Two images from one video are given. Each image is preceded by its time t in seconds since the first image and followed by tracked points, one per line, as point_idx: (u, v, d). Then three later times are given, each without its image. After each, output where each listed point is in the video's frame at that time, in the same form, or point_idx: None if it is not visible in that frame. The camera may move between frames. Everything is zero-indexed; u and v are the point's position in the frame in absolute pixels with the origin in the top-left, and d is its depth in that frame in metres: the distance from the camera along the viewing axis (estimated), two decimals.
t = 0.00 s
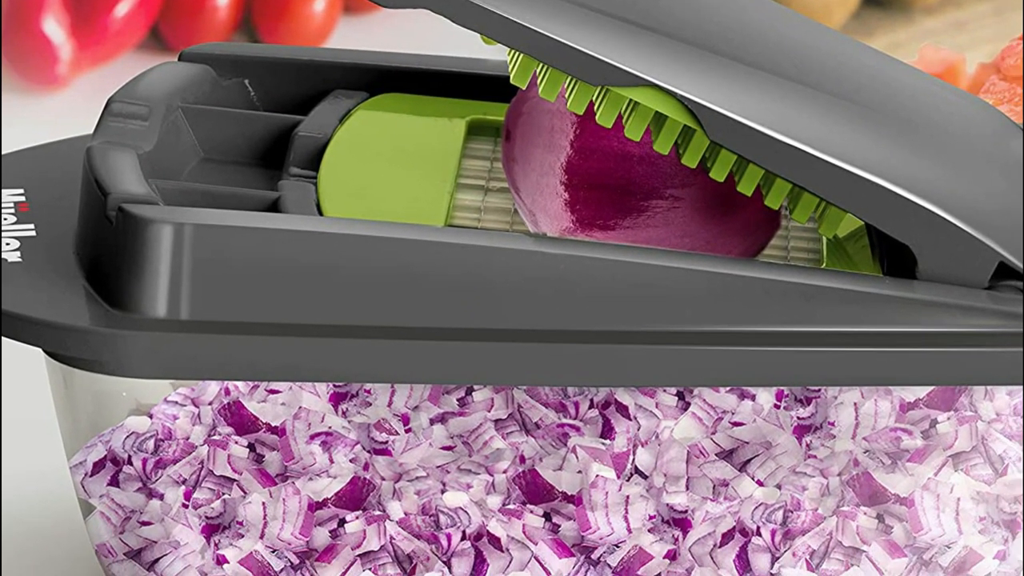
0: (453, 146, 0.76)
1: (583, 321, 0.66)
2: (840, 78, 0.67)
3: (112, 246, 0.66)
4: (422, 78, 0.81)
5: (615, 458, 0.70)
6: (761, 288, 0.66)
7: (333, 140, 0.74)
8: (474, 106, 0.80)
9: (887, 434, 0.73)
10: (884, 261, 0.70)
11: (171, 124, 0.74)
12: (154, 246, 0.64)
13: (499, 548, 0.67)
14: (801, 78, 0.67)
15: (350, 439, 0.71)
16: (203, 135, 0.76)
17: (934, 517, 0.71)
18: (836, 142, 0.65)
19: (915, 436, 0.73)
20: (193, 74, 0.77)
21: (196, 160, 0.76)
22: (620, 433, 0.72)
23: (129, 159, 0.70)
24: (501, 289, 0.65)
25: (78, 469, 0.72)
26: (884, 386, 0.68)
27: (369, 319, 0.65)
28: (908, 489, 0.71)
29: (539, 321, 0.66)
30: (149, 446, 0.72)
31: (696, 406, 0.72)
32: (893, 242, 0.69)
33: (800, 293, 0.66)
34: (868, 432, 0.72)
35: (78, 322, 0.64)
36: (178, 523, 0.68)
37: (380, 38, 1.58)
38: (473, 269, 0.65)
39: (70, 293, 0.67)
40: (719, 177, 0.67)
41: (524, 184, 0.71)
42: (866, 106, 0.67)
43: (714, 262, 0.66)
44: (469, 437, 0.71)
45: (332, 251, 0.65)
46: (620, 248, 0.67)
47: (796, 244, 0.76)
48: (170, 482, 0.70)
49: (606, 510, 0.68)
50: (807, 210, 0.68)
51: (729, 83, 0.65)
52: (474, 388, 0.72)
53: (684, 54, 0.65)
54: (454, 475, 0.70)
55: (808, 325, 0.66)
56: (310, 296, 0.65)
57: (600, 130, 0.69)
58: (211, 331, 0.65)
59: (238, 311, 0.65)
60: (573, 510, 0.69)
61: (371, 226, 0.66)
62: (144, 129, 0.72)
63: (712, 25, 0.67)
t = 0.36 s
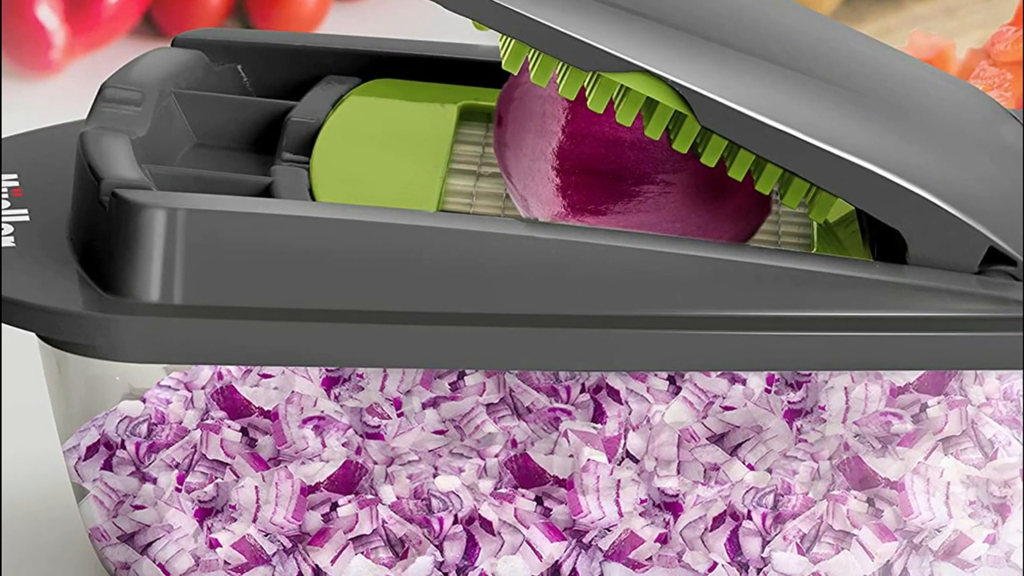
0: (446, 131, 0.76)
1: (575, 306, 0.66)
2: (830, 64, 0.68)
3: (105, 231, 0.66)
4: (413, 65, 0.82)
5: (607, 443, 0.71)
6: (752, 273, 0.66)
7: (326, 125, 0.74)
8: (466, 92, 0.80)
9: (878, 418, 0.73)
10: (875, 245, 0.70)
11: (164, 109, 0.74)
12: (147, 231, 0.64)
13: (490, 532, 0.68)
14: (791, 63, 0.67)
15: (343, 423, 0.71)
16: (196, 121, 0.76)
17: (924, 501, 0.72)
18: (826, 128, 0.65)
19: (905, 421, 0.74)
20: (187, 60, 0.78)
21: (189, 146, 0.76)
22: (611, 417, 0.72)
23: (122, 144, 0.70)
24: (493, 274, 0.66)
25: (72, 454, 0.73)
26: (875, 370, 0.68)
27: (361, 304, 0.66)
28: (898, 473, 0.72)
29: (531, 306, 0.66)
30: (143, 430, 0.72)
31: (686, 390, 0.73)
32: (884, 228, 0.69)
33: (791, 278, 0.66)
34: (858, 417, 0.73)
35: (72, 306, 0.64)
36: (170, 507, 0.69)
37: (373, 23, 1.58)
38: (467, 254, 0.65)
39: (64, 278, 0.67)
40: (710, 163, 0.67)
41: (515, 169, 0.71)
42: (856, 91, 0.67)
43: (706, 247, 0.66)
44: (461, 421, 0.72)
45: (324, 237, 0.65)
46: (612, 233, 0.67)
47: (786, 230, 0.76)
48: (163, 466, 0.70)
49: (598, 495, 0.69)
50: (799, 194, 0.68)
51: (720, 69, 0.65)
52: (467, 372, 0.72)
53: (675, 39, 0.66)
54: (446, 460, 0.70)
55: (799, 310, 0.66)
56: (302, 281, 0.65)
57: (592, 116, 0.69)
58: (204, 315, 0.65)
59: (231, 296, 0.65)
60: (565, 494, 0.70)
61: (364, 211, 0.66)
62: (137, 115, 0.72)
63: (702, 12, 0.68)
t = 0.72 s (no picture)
0: (439, 115, 0.76)
1: (567, 291, 0.66)
2: (820, 51, 0.69)
3: (98, 215, 0.66)
4: (404, 50, 0.83)
5: (598, 426, 0.72)
6: (743, 258, 0.66)
7: (318, 112, 0.74)
8: (458, 78, 0.81)
9: (867, 402, 0.73)
10: (865, 231, 0.71)
11: (157, 94, 0.74)
12: (140, 216, 0.65)
13: (482, 516, 0.69)
14: (781, 49, 0.68)
15: (335, 408, 0.71)
16: (189, 106, 0.77)
17: (914, 485, 0.72)
18: (816, 113, 0.65)
19: (895, 405, 0.73)
20: (180, 45, 0.78)
21: (182, 131, 0.77)
22: (602, 402, 0.73)
23: (115, 130, 0.70)
24: (485, 258, 0.66)
25: (65, 438, 0.73)
26: (865, 355, 0.68)
27: (353, 289, 0.66)
28: (888, 457, 0.72)
29: (523, 291, 0.66)
30: (136, 414, 0.72)
31: (677, 373, 0.73)
32: (875, 214, 0.70)
33: (782, 263, 0.66)
34: (847, 401, 0.73)
35: (65, 291, 0.64)
36: (164, 491, 0.70)
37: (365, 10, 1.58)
38: (459, 239, 0.66)
39: (58, 264, 0.67)
40: (701, 148, 0.68)
41: (507, 154, 0.72)
42: (845, 77, 0.68)
43: (697, 233, 0.67)
44: (452, 406, 0.72)
45: (317, 222, 0.65)
46: (604, 218, 0.67)
47: (777, 215, 0.77)
48: (156, 450, 0.70)
49: (589, 479, 0.70)
50: (788, 180, 0.69)
51: (710, 54, 0.66)
52: (459, 356, 0.73)
53: (666, 25, 0.66)
54: (438, 444, 0.71)
55: (790, 295, 0.66)
56: (295, 266, 0.66)
57: (583, 102, 0.70)
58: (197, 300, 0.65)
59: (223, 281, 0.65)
60: (556, 478, 0.70)
61: (356, 195, 0.67)
62: (131, 100, 0.73)
63: None
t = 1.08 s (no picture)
0: (429, 103, 0.77)
1: (558, 276, 0.66)
2: (810, 37, 0.69)
3: (92, 200, 0.66)
4: (397, 36, 0.83)
5: (590, 411, 0.72)
6: (734, 243, 0.66)
7: (311, 98, 0.75)
8: (452, 64, 0.81)
9: (858, 387, 0.74)
10: (856, 216, 0.71)
11: (150, 80, 0.75)
12: (134, 201, 0.65)
13: (474, 499, 0.70)
14: (771, 35, 0.68)
15: (327, 392, 0.72)
16: (183, 92, 0.77)
17: (904, 470, 0.72)
18: (806, 98, 0.66)
19: (885, 390, 0.74)
20: (173, 31, 0.79)
21: (175, 116, 0.77)
22: (594, 386, 0.73)
23: (109, 116, 0.70)
24: (476, 243, 0.66)
25: (58, 423, 0.73)
26: (854, 340, 0.68)
27: (345, 275, 0.66)
28: (879, 442, 0.73)
29: (515, 276, 0.66)
30: (129, 399, 0.72)
31: (669, 359, 0.73)
32: (866, 199, 0.70)
33: (773, 249, 0.66)
34: (839, 385, 0.74)
35: (58, 276, 0.65)
36: (157, 476, 0.70)
37: None
38: (450, 225, 0.66)
39: (51, 249, 0.67)
40: (691, 133, 0.68)
41: (498, 140, 0.72)
42: (835, 62, 0.68)
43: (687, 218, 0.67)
44: (445, 390, 0.72)
45: (309, 207, 0.66)
46: (594, 203, 0.67)
47: (769, 200, 0.78)
48: (149, 434, 0.71)
49: (581, 463, 0.70)
50: (780, 165, 0.69)
51: (701, 40, 0.66)
52: (451, 340, 0.73)
53: (657, 11, 0.66)
54: (430, 428, 0.71)
55: (780, 279, 0.67)
56: (287, 251, 0.66)
57: (574, 88, 0.70)
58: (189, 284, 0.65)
59: (215, 266, 0.66)
60: (548, 462, 0.71)
61: (348, 180, 0.67)
62: (124, 86, 0.73)
63: None
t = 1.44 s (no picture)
0: (420, 89, 0.77)
1: (550, 261, 0.67)
2: (801, 23, 0.69)
3: (85, 185, 0.67)
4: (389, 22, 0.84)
5: (581, 396, 0.72)
6: (725, 229, 0.67)
7: (303, 82, 0.75)
8: (442, 49, 0.82)
9: (849, 371, 0.74)
10: (846, 201, 0.71)
11: (144, 66, 0.75)
12: (127, 186, 0.65)
13: (466, 484, 0.70)
14: (762, 21, 0.68)
15: (320, 376, 0.72)
16: (176, 77, 0.78)
17: (894, 454, 0.72)
18: (796, 84, 0.66)
19: (875, 374, 0.75)
20: (166, 16, 0.79)
21: (168, 102, 0.78)
22: (585, 370, 0.74)
23: (102, 101, 0.70)
24: (469, 228, 0.66)
25: (52, 407, 0.73)
26: (846, 324, 0.67)
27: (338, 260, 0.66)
28: (870, 426, 0.73)
29: (507, 261, 0.67)
30: (122, 383, 0.73)
31: (661, 343, 0.73)
32: (856, 184, 0.70)
33: (764, 234, 0.67)
34: (829, 369, 0.74)
35: (52, 262, 0.65)
36: (150, 460, 0.70)
37: None
38: (443, 210, 0.66)
39: (45, 234, 0.68)
40: (683, 119, 0.68)
41: (491, 126, 0.73)
42: (825, 48, 0.69)
43: (678, 203, 0.67)
44: (436, 374, 0.73)
45: (302, 192, 0.66)
46: (586, 188, 0.68)
47: (759, 186, 0.78)
48: (142, 419, 0.72)
49: (572, 447, 0.70)
50: (769, 152, 0.69)
51: (693, 26, 0.66)
52: (443, 326, 0.74)
53: None
54: (422, 413, 0.72)
55: (772, 264, 0.67)
56: (280, 236, 0.66)
57: (566, 73, 0.71)
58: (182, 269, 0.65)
59: (208, 251, 0.66)
60: (540, 446, 0.71)
61: (341, 165, 0.67)
62: (118, 72, 0.73)
63: None
